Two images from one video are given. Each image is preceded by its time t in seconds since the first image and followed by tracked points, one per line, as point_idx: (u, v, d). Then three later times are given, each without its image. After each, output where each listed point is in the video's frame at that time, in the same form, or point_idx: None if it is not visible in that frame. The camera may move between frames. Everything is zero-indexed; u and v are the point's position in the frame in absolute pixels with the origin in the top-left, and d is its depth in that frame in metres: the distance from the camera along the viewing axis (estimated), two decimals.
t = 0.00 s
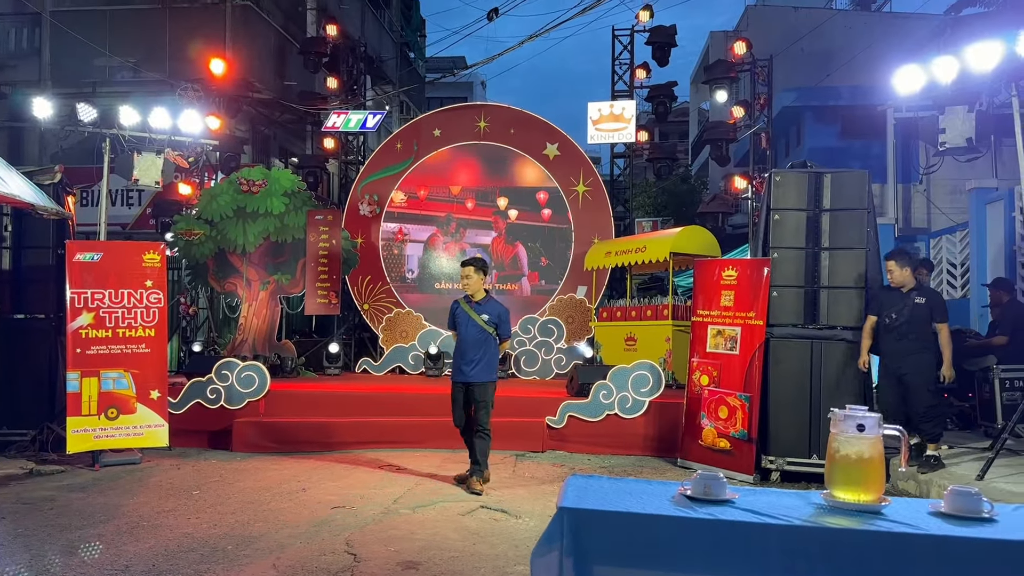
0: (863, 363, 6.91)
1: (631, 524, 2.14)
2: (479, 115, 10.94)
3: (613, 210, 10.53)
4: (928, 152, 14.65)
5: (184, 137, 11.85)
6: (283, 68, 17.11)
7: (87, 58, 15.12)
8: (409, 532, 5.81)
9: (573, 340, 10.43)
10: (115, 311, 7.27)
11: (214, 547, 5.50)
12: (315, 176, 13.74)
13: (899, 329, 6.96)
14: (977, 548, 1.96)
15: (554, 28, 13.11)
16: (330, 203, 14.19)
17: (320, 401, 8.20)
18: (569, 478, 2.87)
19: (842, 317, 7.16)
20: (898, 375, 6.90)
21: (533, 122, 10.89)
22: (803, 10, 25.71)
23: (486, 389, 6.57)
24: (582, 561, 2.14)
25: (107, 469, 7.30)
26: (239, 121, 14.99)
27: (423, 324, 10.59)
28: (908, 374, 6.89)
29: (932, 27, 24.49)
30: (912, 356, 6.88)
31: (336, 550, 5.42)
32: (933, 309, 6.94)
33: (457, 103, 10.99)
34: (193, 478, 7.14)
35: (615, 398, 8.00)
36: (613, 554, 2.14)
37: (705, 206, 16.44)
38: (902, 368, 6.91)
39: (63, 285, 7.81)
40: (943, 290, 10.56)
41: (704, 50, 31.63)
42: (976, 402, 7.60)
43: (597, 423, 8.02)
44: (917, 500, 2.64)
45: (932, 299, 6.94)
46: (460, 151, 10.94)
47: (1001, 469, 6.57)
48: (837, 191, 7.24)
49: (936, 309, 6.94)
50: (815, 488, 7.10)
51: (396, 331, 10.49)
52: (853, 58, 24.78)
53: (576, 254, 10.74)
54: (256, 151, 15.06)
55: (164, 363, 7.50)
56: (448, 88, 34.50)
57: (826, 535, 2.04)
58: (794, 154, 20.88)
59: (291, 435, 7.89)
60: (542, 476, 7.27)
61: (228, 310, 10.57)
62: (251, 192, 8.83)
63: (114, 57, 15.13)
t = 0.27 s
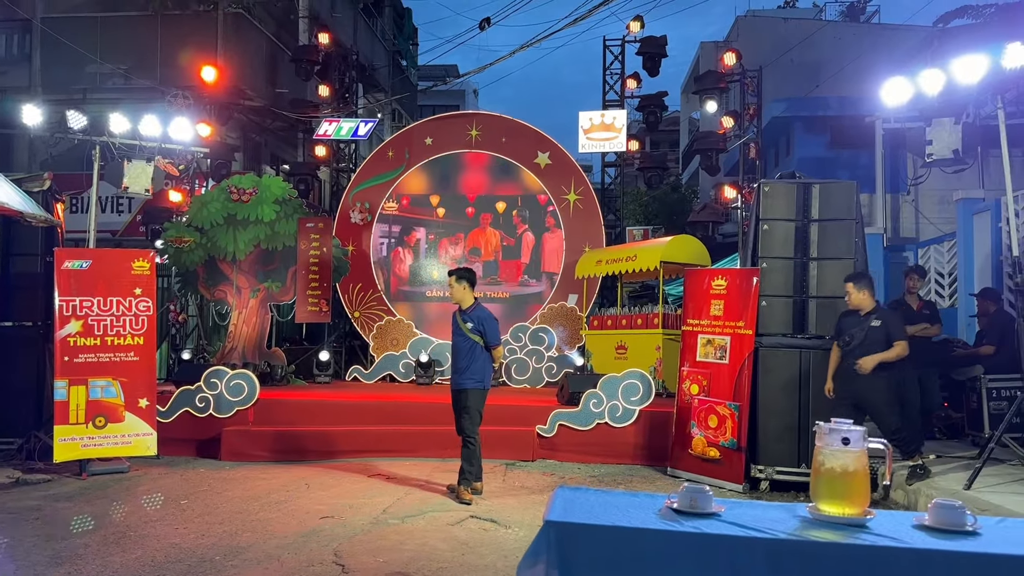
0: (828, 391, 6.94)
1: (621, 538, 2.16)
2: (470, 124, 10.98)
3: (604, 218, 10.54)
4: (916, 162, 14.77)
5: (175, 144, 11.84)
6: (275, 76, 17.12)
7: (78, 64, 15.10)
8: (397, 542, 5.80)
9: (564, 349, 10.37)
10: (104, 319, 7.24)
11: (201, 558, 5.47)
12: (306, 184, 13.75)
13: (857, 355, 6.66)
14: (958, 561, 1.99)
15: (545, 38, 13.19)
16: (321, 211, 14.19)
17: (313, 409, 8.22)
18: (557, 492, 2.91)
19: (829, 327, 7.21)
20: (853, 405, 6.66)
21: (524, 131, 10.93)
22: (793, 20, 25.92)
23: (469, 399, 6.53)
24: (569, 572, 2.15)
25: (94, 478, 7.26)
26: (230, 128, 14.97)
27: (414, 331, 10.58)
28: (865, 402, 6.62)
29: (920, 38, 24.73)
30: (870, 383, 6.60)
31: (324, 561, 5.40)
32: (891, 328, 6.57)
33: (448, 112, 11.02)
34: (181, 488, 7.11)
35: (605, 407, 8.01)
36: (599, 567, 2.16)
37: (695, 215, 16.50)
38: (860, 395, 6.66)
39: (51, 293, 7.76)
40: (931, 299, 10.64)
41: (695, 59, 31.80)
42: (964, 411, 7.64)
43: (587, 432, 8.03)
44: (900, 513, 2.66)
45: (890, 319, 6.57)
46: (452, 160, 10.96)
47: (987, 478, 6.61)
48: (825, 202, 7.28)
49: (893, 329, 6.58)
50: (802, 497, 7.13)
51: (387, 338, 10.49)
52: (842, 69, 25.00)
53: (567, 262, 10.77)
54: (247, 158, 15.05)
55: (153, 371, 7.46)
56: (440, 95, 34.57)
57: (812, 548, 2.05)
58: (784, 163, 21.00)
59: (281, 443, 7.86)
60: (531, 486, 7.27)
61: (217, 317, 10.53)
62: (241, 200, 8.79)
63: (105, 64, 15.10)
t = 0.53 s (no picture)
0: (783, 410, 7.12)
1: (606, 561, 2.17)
2: (461, 133, 11.00)
3: (595, 227, 10.55)
4: (904, 174, 14.85)
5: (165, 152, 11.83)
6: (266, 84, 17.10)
7: (68, 71, 15.07)
8: (385, 555, 5.78)
9: (555, 359, 10.38)
10: (92, 328, 7.20)
11: (187, 571, 5.44)
12: (297, 192, 13.76)
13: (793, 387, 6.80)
14: None
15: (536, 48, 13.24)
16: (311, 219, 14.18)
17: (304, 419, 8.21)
18: (544, 508, 2.86)
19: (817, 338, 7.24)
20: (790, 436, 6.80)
21: (515, 140, 10.95)
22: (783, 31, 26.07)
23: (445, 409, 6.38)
24: None
25: (81, 488, 7.21)
26: (221, 136, 14.94)
27: (405, 340, 10.58)
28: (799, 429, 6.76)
29: (909, 49, 24.90)
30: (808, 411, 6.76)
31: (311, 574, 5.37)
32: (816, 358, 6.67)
33: (439, 121, 11.04)
34: (168, 498, 7.07)
35: (595, 417, 8.03)
36: None
37: (685, 225, 16.55)
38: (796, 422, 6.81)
39: (39, 301, 7.70)
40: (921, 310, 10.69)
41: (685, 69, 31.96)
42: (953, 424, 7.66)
43: (576, 442, 8.04)
44: (886, 532, 2.66)
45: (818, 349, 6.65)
46: (443, 168, 10.97)
47: (974, 490, 6.64)
48: (814, 214, 7.32)
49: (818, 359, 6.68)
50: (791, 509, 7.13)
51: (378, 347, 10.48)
52: (832, 79, 25.17)
53: (557, 271, 10.79)
54: (237, 166, 15.03)
55: (141, 380, 7.44)
56: (433, 103, 34.60)
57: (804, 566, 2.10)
58: (774, 173, 21.10)
59: (270, 453, 7.83)
60: (520, 497, 7.26)
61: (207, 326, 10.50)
62: (231, 209, 8.77)
63: (95, 71, 15.06)
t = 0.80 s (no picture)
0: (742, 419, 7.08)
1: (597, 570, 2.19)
2: (453, 140, 11.01)
3: (585, 236, 10.55)
4: (894, 184, 14.94)
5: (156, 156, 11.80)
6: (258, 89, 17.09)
7: (59, 76, 15.03)
8: (375, 562, 5.75)
9: (545, 365, 10.39)
10: (80, 333, 7.16)
11: None
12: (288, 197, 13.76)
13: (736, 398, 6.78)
14: None
15: (528, 56, 13.25)
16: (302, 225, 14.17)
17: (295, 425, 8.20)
18: (534, 516, 2.84)
19: (807, 347, 7.24)
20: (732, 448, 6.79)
21: (507, 147, 10.97)
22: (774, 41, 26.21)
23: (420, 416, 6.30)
24: None
25: (68, 495, 7.16)
26: (212, 141, 14.92)
27: (395, 346, 10.57)
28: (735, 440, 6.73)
29: (898, 59, 25.07)
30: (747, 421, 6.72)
31: None
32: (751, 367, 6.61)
33: (431, 128, 11.04)
34: (156, 505, 7.02)
35: (585, 424, 8.02)
36: None
37: (676, 233, 16.59)
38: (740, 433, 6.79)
39: (27, 306, 7.66)
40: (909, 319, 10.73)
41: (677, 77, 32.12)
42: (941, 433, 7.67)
43: (567, 449, 8.03)
44: (875, 542, 2.66)
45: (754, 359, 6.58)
46: (434, 174, 10.97)
47: (963, 498, 6.66)
48: (803, 223, 7.35)
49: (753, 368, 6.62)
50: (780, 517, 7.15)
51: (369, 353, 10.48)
52: (822, 88, 25.31)
53: (549, 277, 10.81)
54: (228, 171, 15.01)
55: (129, 386, 7.39)
56: (425, 110, 34.62)
57: None
58: (764, 182, 21.19)
59: (260, 460, 7.83)
60: (510, 505, 7.25)
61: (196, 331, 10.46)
62: (221, 215, 8.79)
63: (86, 75, 15.02)
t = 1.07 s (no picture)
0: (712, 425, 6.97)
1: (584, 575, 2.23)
2: (443, 145, 11.04)
3: (575, 242, 10.66)
4: (881, 193, 15.04)
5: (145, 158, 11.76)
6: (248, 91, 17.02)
7: (47, 77, 14.94)
8: (362, 568, 5.72)
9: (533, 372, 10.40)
10: (66, 337, 7.11)
11: None
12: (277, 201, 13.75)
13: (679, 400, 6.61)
14: None
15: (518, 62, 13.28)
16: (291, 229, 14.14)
17: (287, 430, 8.22)
18: (521, 524, 2.82)
19: (794, 353, 7.30)
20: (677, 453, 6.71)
21: (497, 153, 11.04)
22: (762, 49, 26.40)
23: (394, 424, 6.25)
24: None
25: (51, 499, 7.09)
26: (201, 144, 14.86)
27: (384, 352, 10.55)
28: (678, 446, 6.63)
29: (885, 68, 25.30)
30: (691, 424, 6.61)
31: None
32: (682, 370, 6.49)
33: (421, 133, 11.07)
34: (141, 510, 6.97)
35: (574, 430, 8.00)
36: None
37: (665, 239, 16.65)
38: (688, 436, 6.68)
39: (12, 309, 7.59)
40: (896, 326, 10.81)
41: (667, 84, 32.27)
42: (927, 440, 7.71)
43: (555, 455, 8.01)
44: (861, 550, 2.68)
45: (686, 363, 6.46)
46: (424, 179, 10.98)
47: (949, 506, 6.69)
48: (791, 230, 7.39)
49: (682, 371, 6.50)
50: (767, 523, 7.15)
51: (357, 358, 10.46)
52: (810, 96, 25.50)
53: (538, 283, 10.85)
54: (217, 174, 14.96)
55: (115, 390, 7.33)
56: (416, 114, 34.63)
57: None
58: (752, 189, 21.30)
59: (244, 465, 7.75)
60: (498, 510, 7.23)
61: (183, 334, 10.39)
62: (209, 218, 8.74)
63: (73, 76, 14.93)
